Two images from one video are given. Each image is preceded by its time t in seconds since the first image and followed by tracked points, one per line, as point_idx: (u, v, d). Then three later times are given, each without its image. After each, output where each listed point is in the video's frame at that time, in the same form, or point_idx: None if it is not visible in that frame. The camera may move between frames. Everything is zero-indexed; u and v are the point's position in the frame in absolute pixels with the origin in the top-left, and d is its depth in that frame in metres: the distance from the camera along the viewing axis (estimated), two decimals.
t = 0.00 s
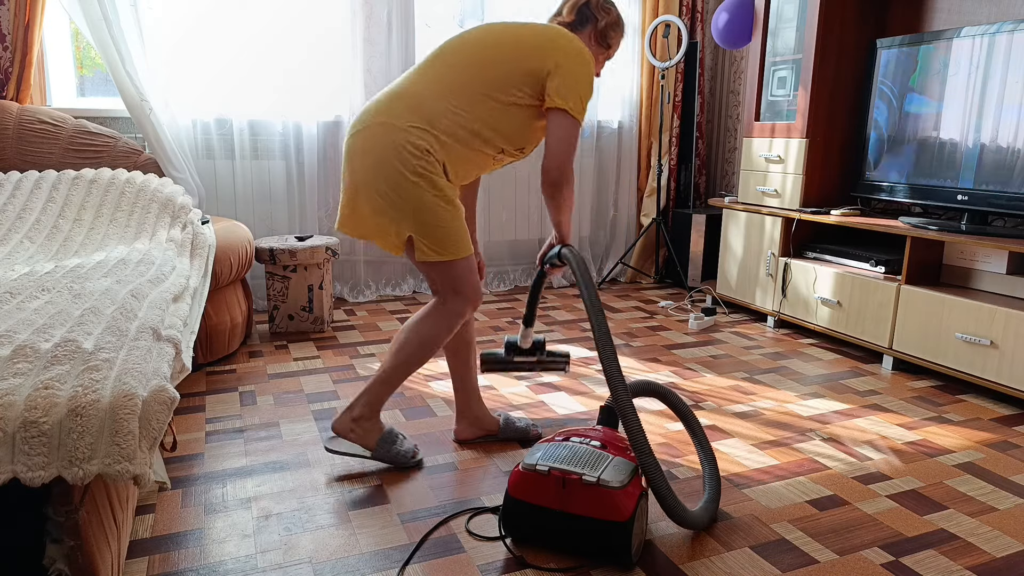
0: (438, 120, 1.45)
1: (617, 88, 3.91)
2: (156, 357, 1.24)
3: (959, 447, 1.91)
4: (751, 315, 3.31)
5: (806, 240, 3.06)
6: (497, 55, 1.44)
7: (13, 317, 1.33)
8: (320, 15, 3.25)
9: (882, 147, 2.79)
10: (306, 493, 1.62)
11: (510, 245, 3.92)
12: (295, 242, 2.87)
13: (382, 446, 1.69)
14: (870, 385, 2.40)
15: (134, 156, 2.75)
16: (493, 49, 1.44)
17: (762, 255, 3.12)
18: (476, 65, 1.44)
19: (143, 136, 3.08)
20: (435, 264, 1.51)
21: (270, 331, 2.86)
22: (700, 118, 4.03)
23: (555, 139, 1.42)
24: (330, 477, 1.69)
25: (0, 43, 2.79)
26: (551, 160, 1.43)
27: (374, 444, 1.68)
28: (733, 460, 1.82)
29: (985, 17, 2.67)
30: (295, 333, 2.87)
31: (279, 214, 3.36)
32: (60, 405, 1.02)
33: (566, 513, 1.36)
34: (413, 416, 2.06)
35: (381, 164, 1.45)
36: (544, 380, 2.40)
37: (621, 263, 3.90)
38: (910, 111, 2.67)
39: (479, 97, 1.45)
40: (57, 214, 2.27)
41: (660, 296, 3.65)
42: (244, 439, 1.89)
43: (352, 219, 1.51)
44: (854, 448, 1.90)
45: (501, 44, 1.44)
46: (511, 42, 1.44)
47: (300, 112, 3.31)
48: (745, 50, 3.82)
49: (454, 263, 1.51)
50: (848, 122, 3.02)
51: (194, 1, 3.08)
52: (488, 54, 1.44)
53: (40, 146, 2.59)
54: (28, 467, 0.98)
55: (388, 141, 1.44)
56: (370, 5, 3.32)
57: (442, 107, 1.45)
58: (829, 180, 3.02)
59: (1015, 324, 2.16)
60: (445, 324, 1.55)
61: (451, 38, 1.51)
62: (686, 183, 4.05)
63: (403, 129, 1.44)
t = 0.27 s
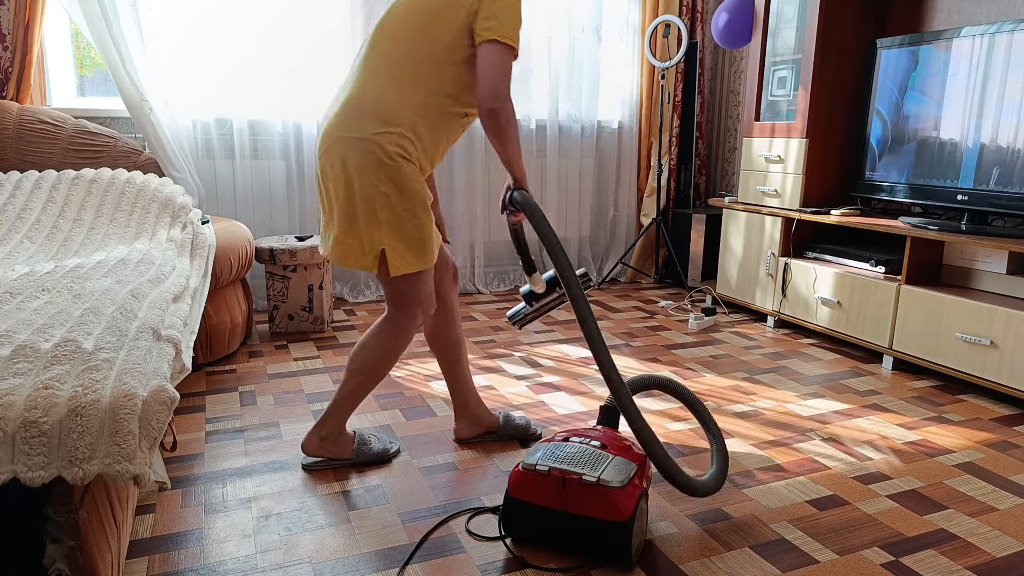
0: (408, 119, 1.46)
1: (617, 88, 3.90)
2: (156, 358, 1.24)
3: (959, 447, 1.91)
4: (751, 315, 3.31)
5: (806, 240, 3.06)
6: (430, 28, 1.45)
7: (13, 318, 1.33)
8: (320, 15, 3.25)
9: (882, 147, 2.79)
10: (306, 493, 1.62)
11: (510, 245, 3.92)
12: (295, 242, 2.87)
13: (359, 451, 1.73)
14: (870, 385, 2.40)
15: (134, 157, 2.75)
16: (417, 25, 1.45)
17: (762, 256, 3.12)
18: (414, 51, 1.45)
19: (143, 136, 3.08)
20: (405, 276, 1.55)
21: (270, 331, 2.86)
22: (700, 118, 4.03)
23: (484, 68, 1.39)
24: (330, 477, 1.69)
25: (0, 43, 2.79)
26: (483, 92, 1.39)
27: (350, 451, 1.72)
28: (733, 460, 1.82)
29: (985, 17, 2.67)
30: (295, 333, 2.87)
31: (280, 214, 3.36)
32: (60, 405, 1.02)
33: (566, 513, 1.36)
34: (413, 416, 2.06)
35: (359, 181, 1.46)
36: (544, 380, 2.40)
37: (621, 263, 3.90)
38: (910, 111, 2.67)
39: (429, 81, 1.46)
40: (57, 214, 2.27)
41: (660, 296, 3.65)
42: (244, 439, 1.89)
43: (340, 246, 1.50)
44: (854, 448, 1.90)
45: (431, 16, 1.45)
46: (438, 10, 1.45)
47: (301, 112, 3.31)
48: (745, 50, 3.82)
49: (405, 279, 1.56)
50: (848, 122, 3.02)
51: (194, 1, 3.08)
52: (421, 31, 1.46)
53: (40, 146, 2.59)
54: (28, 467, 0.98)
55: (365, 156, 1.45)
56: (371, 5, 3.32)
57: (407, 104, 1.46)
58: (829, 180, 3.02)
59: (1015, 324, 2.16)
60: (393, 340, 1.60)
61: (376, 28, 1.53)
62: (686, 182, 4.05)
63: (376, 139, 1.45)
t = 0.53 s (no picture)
0: (385, 109, 1.45)
1: (617, 88, 3.90)
2: (156, 358, 1.24)
3: (959, 447, 1.91)
4: (751, 315, 3.31)
5: (807, 240, 3.06)
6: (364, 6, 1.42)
7: (13, 317, 1.33)
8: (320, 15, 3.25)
9: (882, 147, 2.79)
10: (306, 493, 1.62)
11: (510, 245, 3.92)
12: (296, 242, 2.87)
13: (359, 450, 1.74)
14: (870, 385, 2.40)
15: (134, 157, 2.75)
16: None
17: (762, 256, 3.12)
18: (362, 34, 1.43)
19: (143, 137, 3.08)
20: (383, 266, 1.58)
21: (270, 331, 2.86)
22: (701, 118, 4.03)
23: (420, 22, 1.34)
24: (329, 477, 1.69)
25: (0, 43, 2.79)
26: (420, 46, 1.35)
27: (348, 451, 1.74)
28: (733, 460, 1.82)
29: (984, 17, 2.67)
30: (295, 333, 2.87)
31: (280, 214, 3.36)
32: (60, 404, 1.02)
33: (565, 513, 1.36)
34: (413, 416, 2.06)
35: (343, 179, 1.46)
36: (544, 380, 2.40)
37: (621, 263, 3.90)
38: (910, 111, 2.67)
39: (391, 64, 1.45)
40: (57, 214, 2.27)
41: (660, 296, 3.65)
42: (244, 439, 1.89)
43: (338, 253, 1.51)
44: (854, 448, 1.90)
45: None
46: None
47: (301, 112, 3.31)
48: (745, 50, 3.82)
49: (374, 272, 1.58)
50: (848, 122, 3.01)
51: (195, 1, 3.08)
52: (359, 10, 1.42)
53: (40, 146, 2.59)
54: (28, 466, 0.98)
55: (352, 157, 1.45)
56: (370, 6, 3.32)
57: (377, 92, 1.44)
58: (829, 180, 3.02)
59: (1015, 324, 2.16)
60: (362, 338, 1.63)
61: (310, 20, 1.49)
62: (686, 182, 4.05)
63: (351, 132, 1.44)
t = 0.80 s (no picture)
0: (371, 95, 1.47)
1: (617, 88, 3.90)
2: (156, 358, 1.24)
3: (959, 447, 1.91)
4: (751, 315, 3.31)
5: (807, 240, 3.06)
6: None
7: (13, 318, 1.33)
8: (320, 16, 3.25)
9: (882, 147, 2.79)
10: (305, 493, 1.62)
11: (510, 245, 3.92)
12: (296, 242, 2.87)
13: (359, 451, 1.73)
14: (870, 385, 2.40)
15: (134, 157, 2.75)
16: None
17: (761, 256, 3.12)
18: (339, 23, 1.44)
19: (143, 137, 3.08)
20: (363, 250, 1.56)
21: (270, 331, 2.86)
22: (701, 118, 4.03)
23: None
24: (329, 477, 1.69)
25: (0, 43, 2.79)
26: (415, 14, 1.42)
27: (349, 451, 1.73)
28: (733, 460, 1.82)
29: (984, 17, 2.67)
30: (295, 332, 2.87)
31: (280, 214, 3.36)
32: (60, 404, 1.02)
33: (565, 512, 1.36)
34: (413, 416, 2.06)
35: (338, 168, 1.46)
36: (544, 380, 2.40)
37: (621, 263, 3.90)
38: (910, 111, 2.67)
39: (373, 52, 1.48)
40: (57, 214, 2.27)
41: (660, 296, 3.65)
42: (244, 439, 1.89)
43: (339, 244, 1.49)
44: (854, 448, 1.89)
45: None
46: None
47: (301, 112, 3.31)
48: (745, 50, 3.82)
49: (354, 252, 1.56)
50: (848, 121, 3.02)
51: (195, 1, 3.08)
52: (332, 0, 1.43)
53: (40, 145, 2.59)
54: (28, 466, 0.98)
55: (346, 145, 1.46)
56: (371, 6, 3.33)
57: (364, 78, 1.46)
58: (829, 180, 3.02)
59: (1015, 324, 2.16)
60: (346, 322, 1.61)
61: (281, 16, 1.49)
62: (686, 182, 4.05)
63: (342, 121, 1.45)
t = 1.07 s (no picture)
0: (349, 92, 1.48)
1: (617, 88, 3.91)
2: (156, 358, 1.24)
3: (959, 447, 1.91)
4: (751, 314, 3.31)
5: (807, 240, 3.06)
6: None
7: (13, 317, 1.33)
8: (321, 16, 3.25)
9: (881, 147, 2.79)
10: (305, 493, 1.62)
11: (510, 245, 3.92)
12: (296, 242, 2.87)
13: (359, 450, 1.73)
14: (870, 385, 2.40)
15: (134, 157, 2.75)
16: None
17: (761, 255, 3.12)
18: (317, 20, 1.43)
19: (143, 136, 3.08)
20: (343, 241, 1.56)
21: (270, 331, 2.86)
22: (700, 118, 4.03)
23: None
24: (329, 476, 1.69)
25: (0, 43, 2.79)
26: None
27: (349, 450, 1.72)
28: (733, 460, 1.82)
29: (984, 17, 2.67)
30: (295, 332, 2.87)
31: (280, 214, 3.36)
32: (60, 404, 1.02)
33: (565, 512, 1.36)
34: (413, 416, 2.06)
35: (320, 166, 1.47)
36: (544, 380, 2.40)
37: (621, 263, 3.90)
38: (910, 111, 2.67)
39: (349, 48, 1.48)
40: (57, 214, 2.27)
41: (660, 296, 3.66)
42: (244, 439, 1.89)
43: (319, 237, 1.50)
44: (854, 448, 1.90)
45: None
46: None
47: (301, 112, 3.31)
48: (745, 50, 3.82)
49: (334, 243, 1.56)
50: (847, 121, 3.02)
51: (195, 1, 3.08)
52: None
53: (40, 146, 2.59)
54: (28, 466, 0.98)
55: (326, 142, 1.46)
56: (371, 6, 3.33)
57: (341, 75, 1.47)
58: (829, 180, 3.02)
59: (1015, 324, 2.16)
60: (329, 317, 1.60)
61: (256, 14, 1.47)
62: (686, 182, 4.06)
63: (323, 119, 1.46)
